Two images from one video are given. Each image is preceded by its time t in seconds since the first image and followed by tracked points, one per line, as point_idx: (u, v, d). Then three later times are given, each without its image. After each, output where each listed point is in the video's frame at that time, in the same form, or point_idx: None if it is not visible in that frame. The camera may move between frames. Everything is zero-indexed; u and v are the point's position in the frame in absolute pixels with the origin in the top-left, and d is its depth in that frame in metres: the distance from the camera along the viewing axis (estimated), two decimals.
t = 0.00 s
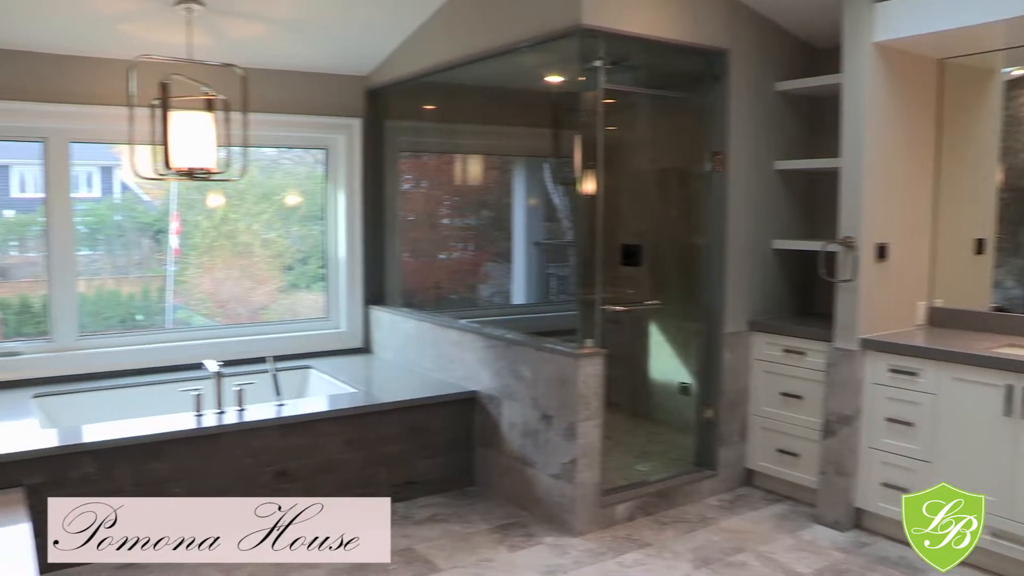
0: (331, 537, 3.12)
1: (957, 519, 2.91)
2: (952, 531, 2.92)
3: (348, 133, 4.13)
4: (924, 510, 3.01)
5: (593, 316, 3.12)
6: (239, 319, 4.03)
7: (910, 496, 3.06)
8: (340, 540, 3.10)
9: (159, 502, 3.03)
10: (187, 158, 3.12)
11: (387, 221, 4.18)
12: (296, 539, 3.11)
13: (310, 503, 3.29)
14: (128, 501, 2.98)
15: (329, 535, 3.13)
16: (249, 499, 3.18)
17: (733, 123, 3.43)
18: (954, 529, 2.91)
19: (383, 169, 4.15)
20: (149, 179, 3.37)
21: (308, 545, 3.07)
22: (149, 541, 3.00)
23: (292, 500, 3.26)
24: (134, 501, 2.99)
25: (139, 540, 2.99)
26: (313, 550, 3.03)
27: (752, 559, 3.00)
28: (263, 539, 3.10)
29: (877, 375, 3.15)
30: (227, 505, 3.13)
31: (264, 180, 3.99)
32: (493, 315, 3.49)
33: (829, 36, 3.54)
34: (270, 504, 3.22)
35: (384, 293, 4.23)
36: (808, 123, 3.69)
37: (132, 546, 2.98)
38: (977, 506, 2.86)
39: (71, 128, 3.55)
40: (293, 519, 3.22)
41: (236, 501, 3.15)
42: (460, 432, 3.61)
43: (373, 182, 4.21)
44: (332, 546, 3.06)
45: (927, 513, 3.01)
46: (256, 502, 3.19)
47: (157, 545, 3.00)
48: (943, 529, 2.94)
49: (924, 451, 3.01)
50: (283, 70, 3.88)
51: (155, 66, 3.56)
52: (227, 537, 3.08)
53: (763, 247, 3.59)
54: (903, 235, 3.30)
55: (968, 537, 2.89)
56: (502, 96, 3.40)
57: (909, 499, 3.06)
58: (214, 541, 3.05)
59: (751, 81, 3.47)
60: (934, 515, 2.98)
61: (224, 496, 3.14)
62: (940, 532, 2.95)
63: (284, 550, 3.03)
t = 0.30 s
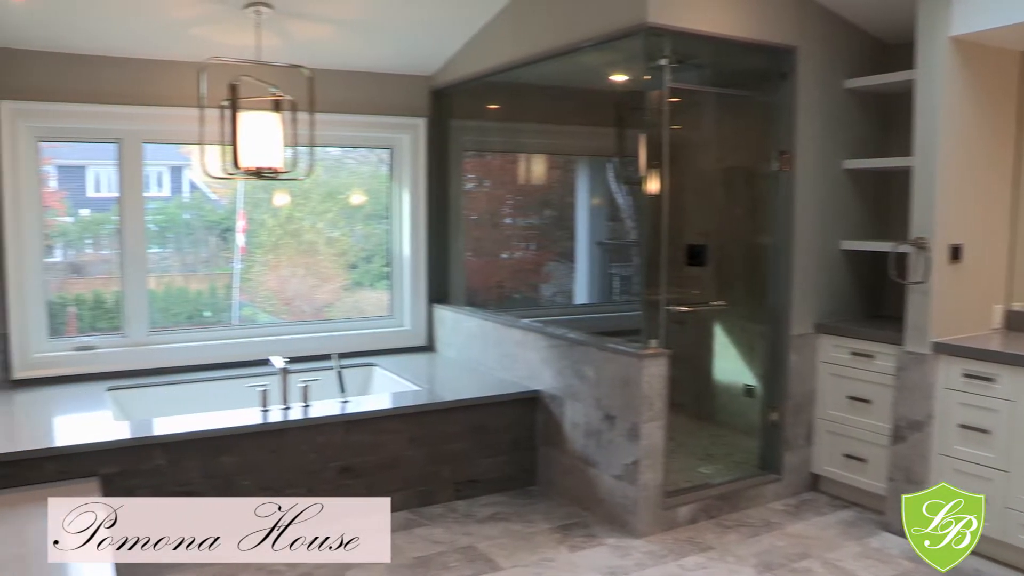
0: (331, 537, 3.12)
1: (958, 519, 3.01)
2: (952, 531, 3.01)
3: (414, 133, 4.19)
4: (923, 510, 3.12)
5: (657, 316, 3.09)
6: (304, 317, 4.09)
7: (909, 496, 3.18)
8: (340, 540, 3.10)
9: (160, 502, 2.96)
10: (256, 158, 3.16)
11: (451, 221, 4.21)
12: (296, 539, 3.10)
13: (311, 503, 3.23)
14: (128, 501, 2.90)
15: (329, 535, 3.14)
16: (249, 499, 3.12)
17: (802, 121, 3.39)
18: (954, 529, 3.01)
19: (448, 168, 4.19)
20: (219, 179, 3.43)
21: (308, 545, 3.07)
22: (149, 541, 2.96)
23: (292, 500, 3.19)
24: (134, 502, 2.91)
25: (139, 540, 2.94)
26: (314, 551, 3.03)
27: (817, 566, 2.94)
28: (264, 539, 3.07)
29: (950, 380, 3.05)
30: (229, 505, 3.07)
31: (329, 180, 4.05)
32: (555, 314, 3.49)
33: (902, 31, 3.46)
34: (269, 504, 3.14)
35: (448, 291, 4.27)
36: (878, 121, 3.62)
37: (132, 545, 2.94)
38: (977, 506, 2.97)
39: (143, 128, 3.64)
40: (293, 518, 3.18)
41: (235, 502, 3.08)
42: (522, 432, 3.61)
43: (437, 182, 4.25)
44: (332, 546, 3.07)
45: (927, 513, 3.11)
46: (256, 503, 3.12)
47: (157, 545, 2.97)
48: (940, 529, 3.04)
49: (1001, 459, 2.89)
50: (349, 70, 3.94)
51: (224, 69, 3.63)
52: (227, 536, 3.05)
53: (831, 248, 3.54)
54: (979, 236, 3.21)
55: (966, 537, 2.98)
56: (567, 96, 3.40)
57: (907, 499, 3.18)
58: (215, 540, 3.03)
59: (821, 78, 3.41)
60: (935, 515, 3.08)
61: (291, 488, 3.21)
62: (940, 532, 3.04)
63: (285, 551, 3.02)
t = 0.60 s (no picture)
0: (331, 537, 3.12)
1: (957, 519, 3.13)
2: (951, 530, 3.12)
3: (470, 133, 4.20)
4: (924, 512, 3.24)
5: (715, 317, 3.05)
6: (359, 315, 4.13)
7: (910, 497, 3.32)
8: (340, 540, 3.09)
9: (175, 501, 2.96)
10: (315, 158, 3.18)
11: (506, 221, 4.22)
12: (295, 539, 3.10)
13: (311, 502, 3.19)
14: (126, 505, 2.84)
15: (329, 534, 3.13)
16: (248, 498, 3.08)
17: (863, 120, 3.31)
18: (954, 528, 3.11)
19: (504, 168, 4.21)
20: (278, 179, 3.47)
21: (308, 545, 3.06)
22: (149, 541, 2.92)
23: (292, 500, 3.16)
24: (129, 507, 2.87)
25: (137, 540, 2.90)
26: (313, 551, 3.03)
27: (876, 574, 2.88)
28: (263, 538, 3.06)
29: (1016, 386, 2.96)
30: (229, 505, 3.03)
31: (384, 179, 4.09)
32: (610, 314, 3.48)
33: (970, 26, 3.37)
34: (269, 504, 3.11)
35: (503, 291, 4.28)
36: (943, 120, 3.54)
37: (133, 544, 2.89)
38: (976, 506, 3.09)
39: (204, 129, 3.71)
40: (293, 518, 3.16)
41: (234, 503, 3.04)
42: (577, 432, 3.61)
43: (494, 181, 4.27)
44: (332, 546, 3.06)
45: (927, 513, 3.24)
46: (256, 503, 3.08)
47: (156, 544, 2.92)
48: (939, 530, 3.15)
49: None
50: (406, 70, 3.98)
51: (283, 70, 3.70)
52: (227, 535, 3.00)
53: (893, 249, 3.46)
54: None
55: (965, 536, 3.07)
56: (622, 96, 3.37)
57: (909, 500, 3.31)
58: (215, 540, 2.97)
59: (884, 75, 3.34)
60: (935, 517, 3.20)
61: (348, 484, 3.24)
62: (940, 531, 3.14)
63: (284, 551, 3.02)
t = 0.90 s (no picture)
0: (331, 537, 3.05)
1: (956, 519, 3.26)
2: (950, 530, 3.21)
3: (516, 133, 4.20)
4: (922, 512, 3.32)
5: (763, 318, 3.00)
6: (406, 314, 4.17)
7: (908, 497, 3.39)
8: (339, 540, 3.06)
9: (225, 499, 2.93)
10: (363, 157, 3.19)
11: (553, 220, 4.23)
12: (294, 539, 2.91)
13: (311, 503, 3.04)
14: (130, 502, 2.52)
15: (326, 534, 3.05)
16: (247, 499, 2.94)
17: (916, 118, 3.23)
18: (954, 528, 3.22)
19: (551, 167, 4.21)
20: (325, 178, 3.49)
21: (309, 545, 2.91)
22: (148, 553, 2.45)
23: (292, 500, 3.00)
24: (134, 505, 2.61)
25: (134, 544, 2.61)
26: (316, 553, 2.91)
27: None
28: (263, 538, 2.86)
29: None
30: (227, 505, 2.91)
31: (430, 179, 4.12)
32: (657, 315, 3.46)
33: None
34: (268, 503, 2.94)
35: (549, 291, 4.28)
36: (1000, 117, 3.46)
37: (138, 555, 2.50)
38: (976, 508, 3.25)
39: (254, 129, 3.77)
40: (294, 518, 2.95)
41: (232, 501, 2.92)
42: (623, 433, 3.60)
43: (540, 182, 4.28)
44: (332, 546, 2.99)
45: (927, 513, 3.31)
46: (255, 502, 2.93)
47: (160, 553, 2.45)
48: (939, 529, 3.24)
49: None
50: (453, 70, 4.00)
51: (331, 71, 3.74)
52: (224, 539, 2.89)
53: (947, 250, 3.39)
54: None
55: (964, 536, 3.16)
56: (670, 95, 3.35)
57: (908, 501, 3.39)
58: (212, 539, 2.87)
59: (939, 73, 3.28)
60: (933, 517, 3.29)
61: (393, 482, 3.26)
62: (940, 531, 3.22)
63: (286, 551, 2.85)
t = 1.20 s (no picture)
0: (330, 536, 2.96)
1: (956, 519, 3.20)
2: (951, 530, 3.14)
3: (553, 133, 4.20)
4: (921, 511, 3.24)
5: (801, 320, 2.97)
6: (441, 313, 4.20)
7: (908, 497, 3.29)
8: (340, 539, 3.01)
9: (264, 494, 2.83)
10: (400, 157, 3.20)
11: (588, 219, 4.22)
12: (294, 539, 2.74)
13: (311, 502, 2.86)
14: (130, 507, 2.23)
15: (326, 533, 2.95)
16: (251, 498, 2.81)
17: (959, 116, 3.18)
18: (954, 528, 3.15)
19: (587, 166, 4.20)
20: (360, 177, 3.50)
21: (309, 545, 2.75)
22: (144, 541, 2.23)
23: (292, 499, 2.80)
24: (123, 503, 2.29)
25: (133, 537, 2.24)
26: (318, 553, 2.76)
27: None
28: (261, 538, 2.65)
29: None
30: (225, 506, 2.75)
31: (466, 178, 4.14)
32: (694, 315, 3.45)
33: None
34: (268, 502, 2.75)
35: (585, 291, 4.28)
36: None
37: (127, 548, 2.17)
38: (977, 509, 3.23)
39: (290, 129, 3.80)
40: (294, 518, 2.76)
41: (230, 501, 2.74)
42: (660, 433, 3.59)
43: (575, 181, 4.27)
44: (332, 545, 2.85)
45: (927, 513, 3.23)
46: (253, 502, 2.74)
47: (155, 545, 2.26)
48: (939, 529, 3.16)
49: None
50: (487, 70, 4.01)
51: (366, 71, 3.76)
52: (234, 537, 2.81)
53: (991, 251, 3.33)
54: None
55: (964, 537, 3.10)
56: (707, 94, 3.34)
57: (908, 500, 3.28)
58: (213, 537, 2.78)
59: (983, 70, 3.21)
60: (933, 516, 3.21)
61: (428, 481, 3.28)
62: (940, 531, 3.15)
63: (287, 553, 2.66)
